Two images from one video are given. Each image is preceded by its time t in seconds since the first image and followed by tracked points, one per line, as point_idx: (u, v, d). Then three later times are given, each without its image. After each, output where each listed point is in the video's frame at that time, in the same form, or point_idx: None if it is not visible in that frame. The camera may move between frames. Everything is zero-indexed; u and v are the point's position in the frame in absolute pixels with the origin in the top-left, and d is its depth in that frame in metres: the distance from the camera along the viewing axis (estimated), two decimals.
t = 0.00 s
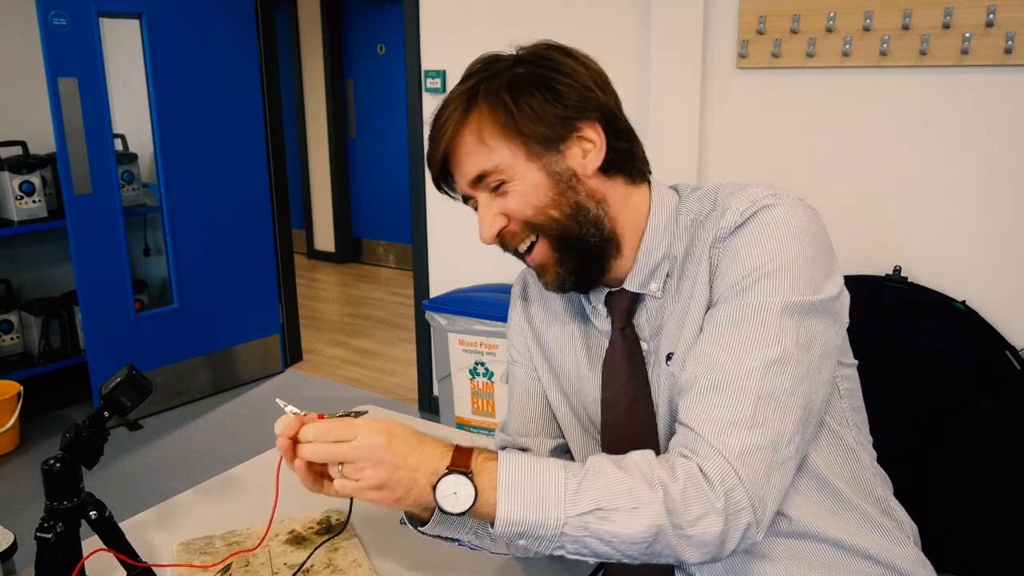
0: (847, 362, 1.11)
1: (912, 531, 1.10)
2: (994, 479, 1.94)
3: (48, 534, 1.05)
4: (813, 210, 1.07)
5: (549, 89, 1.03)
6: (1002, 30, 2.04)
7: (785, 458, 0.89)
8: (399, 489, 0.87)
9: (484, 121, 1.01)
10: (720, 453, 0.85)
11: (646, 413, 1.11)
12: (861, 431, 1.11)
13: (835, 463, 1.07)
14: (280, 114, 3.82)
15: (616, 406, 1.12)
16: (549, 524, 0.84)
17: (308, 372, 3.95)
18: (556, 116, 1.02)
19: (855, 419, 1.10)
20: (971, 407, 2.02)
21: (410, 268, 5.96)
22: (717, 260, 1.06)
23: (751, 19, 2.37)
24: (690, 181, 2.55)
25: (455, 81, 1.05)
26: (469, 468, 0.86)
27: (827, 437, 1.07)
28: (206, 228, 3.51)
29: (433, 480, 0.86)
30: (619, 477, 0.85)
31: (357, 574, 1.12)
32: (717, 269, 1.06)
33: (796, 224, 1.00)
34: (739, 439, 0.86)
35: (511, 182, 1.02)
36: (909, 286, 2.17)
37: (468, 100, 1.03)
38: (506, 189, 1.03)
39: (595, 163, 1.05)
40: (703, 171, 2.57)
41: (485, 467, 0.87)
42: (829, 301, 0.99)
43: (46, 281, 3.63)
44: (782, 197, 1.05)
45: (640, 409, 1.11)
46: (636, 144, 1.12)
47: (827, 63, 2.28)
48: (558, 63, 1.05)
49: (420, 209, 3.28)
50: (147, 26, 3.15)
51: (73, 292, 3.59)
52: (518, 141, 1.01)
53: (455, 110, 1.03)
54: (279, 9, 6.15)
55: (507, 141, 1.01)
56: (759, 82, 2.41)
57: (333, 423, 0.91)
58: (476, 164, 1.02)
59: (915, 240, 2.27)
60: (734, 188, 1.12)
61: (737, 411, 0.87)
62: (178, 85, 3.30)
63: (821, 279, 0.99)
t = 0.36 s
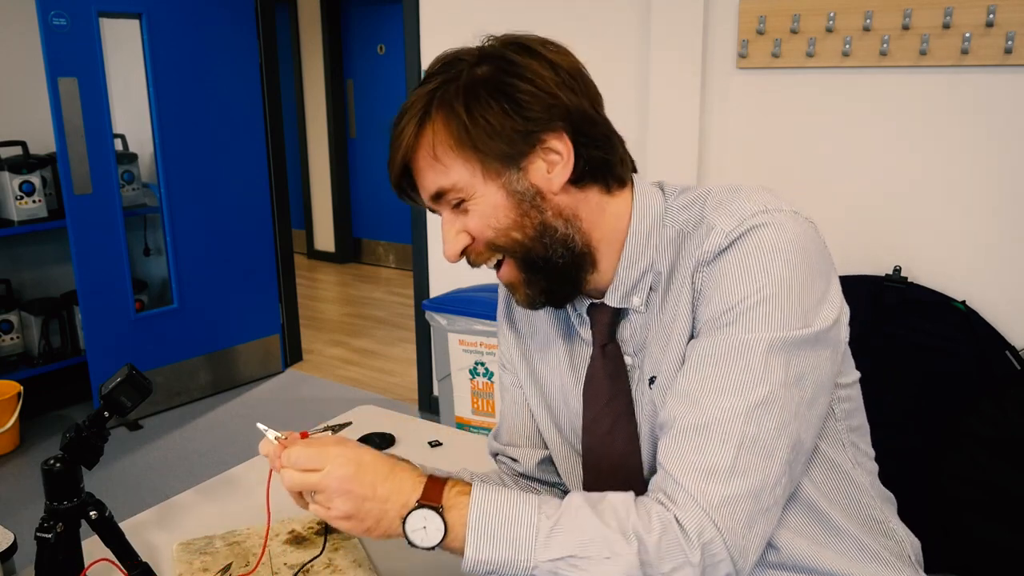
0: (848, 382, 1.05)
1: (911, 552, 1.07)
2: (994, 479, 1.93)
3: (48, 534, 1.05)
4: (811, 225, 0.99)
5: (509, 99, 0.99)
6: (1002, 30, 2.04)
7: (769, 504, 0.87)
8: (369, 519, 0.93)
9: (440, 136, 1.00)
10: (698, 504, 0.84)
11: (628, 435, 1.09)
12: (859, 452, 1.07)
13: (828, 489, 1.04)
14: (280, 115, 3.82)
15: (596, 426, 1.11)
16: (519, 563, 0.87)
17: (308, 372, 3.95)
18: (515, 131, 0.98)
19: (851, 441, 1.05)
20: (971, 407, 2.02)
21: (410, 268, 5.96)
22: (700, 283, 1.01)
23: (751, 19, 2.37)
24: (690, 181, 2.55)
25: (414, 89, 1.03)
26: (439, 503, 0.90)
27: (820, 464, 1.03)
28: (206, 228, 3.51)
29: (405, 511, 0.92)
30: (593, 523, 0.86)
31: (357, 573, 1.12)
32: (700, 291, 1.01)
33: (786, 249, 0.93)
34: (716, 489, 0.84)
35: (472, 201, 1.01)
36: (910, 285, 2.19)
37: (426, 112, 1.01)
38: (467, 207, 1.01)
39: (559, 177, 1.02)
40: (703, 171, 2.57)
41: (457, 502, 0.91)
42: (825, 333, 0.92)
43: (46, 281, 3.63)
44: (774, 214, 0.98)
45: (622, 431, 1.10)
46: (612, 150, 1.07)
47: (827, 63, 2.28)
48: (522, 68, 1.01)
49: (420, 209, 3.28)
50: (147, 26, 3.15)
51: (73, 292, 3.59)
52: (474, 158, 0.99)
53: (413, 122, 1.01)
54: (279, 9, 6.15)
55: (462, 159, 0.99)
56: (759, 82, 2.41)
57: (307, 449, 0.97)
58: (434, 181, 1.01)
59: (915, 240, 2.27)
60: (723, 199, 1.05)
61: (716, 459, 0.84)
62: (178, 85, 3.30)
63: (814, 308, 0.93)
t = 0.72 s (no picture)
0: (871, 405, 1.00)
1: None
2: (995, 479, 1.95)
3: (48, 534, 1.05)
4: (835, 244, 0.96)
5: (520, 100, 0.97)
6: (1002, 30, 2.05)
7: (776, 535, 0.86)
8: (363, 534, 0.96)
9: (446, 133, 0.99)
10: (701, 534, 0.84)
11: (635, 450, 1.07)
12: (881, 476, 1.03)
13: (846, 516, 1.00)
14: (280, 114, 3.82)
15: (603, 439, 1.09)
16: None
17: (308, 372, 3.95)
18: (522, 135, 0.96)
19: (873, 466, 1.01)
20: (971, 407, 2.02)
21: (410, 268, 5.96)
22: (714, 300, 0.99)
23: (751, 19, 2.37)
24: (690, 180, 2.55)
25: (429, 80, 1.03)
26: (432, 521, 0.93)
27: (838, 491, 0.99)
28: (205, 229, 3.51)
29: (398, 528, 0.95)
30: (587, 548, 0.87)
31: (357, 573, 1.12)
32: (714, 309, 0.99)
33: (806, 271, 0.90)
34: (720, 519, 0.84)
35: (474, 204, 1.00)
36: (910, 286, 2.17)
37: (436, 106, 1.00)
38: (470, 209, 1.01)
39: (566, 186, 1.00)
40: (703, 170, 2.57)
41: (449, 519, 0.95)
42: (844, 359, 0.90)
43: (46, 280, 3.63)
44: (795, 232, 0.95)
45: (629, 445, 1.08)
46: (631, 158, 1.04)
47: (827, 63, 2.28)
48: (538, 68, 0.98)
49: (420, 209, 3.28)
50: (147, 26, 3.15)
51: (73, 292, 3.59)
52: (477, 160, 0.98)
53: (422, 115, 1.01)
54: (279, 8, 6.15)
55: (466, 161, 0.98)
56: (759, 82, 2.41)
57: (300, 465, 0.99)
58: (436, 181, 1.01)
59: (914, 240, 2.28)
60: (744, 211, 1.02)
61: (722, 489, 0.84)
62: (178, 85, 3.29)
63: (834, 332, 0.90)
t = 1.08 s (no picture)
0: (880, 407, 1.00)
1: None
2: (995, 480, 1.95)
3: (48, 534, 1.05)
4: (850, 245, 0.96)
5: (657, 50, 1.00)
6: (1002, 30, 2.05)
7: (786, 533, 0.86)
8: (371, 525, 0.96)
9: (589, 46, 0.96)
10: (712, 530, 0.84)
11: (645, 445, 1.07)
12: (888, 478, 1.03)
13: (853, 517, 1.00)
14: (280, 115, 3.82)
15: (616, 431, 1.09)
16: None
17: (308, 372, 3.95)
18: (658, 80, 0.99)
19: (880, 468, 1.01)
20: (971, 407, 2.02)
21: (410, 268, 5.96)
22: (727, 299, 0.99)
23: (751, 19, 2.37)
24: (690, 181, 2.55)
25: None
26: (442, 513, 0.94)
27: (846, 492, 1.00)
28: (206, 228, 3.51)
29: (406, 519, 0.95)
30: (596, 543, 0.87)
31: (357, 573, 1.12)
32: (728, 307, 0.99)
33: (822, 269, 0.90)
34: (731, 516, 0.84)
35: (603, 126, 0.95)
36: (910, 285, 2.19)
37: (581, 24, 0.97)
38: (593, 130, 0.95)
39: (670, 145, 1.03)
40: (703, 170, 2.56)
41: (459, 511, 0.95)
42: (858, 358, 0.90)
43: (46, 280, 3.63)
44: (811, 232, 0.94)
45: (640, 440, 1.08)
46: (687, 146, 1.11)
47: (827, 63, 2.28)
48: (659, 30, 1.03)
49: (420, 209, 3.28)
50: (147, 26, 3.15)
51: (73, 292, 3.59)
52: (619, 83, 0.96)
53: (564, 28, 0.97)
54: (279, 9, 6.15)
55: (605, 79, 0.95)
56: (759, 82, 2.41)
57: (309, 454, 0.99)
58: (564, 87, 0.94)
59: (914, 240, 2.28)
60: (761, 211, 1.02)
61: (733, 485, 0.84)
62: (178, 85, 3.29)
63: (848, 331, 0.90)
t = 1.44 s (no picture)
0: (880, 403, 1.00)
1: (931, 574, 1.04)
2: (995, 480, 1.95)
3: (48, 534, 1.05)
4: (854, 244, 0.96)
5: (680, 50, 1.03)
6: (1002, 30, 2.05)
7: (788, 526, 0.87)
8: (377, 513, 0.95)
9: (626, 55, 0.96)
10: (715, 521, 0.83)
11: (651, 443, 1.06)
12: (887, 474, 1.03)
13: (852, 513, 1.00)
14: (280, 115, 3.82)
15: (623, 429, 1.07)
16: (523, 570, 0.88)
17: (308, 372, 3.95)
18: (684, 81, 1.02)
19: (879, 463, 1.01)
20: (971, 407, 2.02)
21: (410, 268, 5.96)
22: (733, 296, 0.99)
23: (751, 19, 2.37)
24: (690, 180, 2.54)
25: (577, 6, 0.99)
26: (448, 502, 0.92)
27: (846, 487, 1.00)
28: (206, 228, 3.51)
29: (413, 508, 0.94)
30: (600, 533, 0.87)
31: (357, 573, 1.12)
32: (733, 304, 0.99)
33: (827, 267, 0.90)
34: (734, 507, 0.84)
35: (648, 135, 0.97)
36: (910, 286, 2.17)
37: (614, 31, 0.97)
38: (640, 140, 0.97)
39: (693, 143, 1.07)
40: (703, 171, 2.57)
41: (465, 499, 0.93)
42: (861, 355, 0.90)
43: (46, 280, 3.63)
44: (816, 230, 0.95)
45: (646, 438, 1.06)
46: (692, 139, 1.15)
47: (827, 63, 2.28)
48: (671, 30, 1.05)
49: (420, 209, 3.28)
50: (147, 26, 3.15)
51: (73, 292, 3.59)
52: (655, 89, 0.98)
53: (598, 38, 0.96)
54: (279, 9, 6.15)
55: (648, 87, 0.97)
56: (759, 82, 2.41)
57: (322, 440, 0.99)
58: (613, 100, 0.95)
59: (914, 240, 2.28)
60: (767, 211, 1.02)
61: (736, 478, 0.84)
62: (179, 85, 3.29)
63: (853, 328, 0.90)
